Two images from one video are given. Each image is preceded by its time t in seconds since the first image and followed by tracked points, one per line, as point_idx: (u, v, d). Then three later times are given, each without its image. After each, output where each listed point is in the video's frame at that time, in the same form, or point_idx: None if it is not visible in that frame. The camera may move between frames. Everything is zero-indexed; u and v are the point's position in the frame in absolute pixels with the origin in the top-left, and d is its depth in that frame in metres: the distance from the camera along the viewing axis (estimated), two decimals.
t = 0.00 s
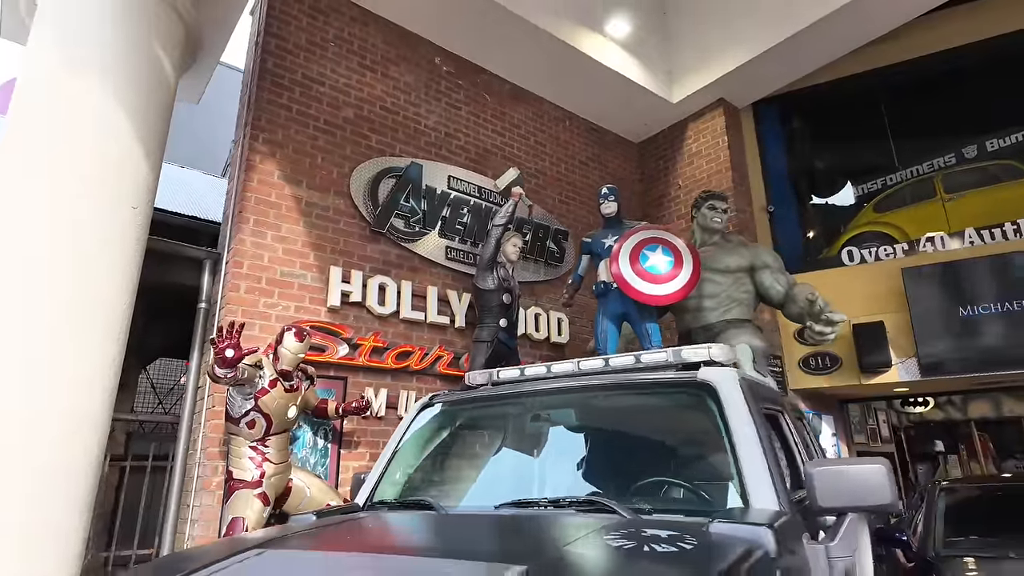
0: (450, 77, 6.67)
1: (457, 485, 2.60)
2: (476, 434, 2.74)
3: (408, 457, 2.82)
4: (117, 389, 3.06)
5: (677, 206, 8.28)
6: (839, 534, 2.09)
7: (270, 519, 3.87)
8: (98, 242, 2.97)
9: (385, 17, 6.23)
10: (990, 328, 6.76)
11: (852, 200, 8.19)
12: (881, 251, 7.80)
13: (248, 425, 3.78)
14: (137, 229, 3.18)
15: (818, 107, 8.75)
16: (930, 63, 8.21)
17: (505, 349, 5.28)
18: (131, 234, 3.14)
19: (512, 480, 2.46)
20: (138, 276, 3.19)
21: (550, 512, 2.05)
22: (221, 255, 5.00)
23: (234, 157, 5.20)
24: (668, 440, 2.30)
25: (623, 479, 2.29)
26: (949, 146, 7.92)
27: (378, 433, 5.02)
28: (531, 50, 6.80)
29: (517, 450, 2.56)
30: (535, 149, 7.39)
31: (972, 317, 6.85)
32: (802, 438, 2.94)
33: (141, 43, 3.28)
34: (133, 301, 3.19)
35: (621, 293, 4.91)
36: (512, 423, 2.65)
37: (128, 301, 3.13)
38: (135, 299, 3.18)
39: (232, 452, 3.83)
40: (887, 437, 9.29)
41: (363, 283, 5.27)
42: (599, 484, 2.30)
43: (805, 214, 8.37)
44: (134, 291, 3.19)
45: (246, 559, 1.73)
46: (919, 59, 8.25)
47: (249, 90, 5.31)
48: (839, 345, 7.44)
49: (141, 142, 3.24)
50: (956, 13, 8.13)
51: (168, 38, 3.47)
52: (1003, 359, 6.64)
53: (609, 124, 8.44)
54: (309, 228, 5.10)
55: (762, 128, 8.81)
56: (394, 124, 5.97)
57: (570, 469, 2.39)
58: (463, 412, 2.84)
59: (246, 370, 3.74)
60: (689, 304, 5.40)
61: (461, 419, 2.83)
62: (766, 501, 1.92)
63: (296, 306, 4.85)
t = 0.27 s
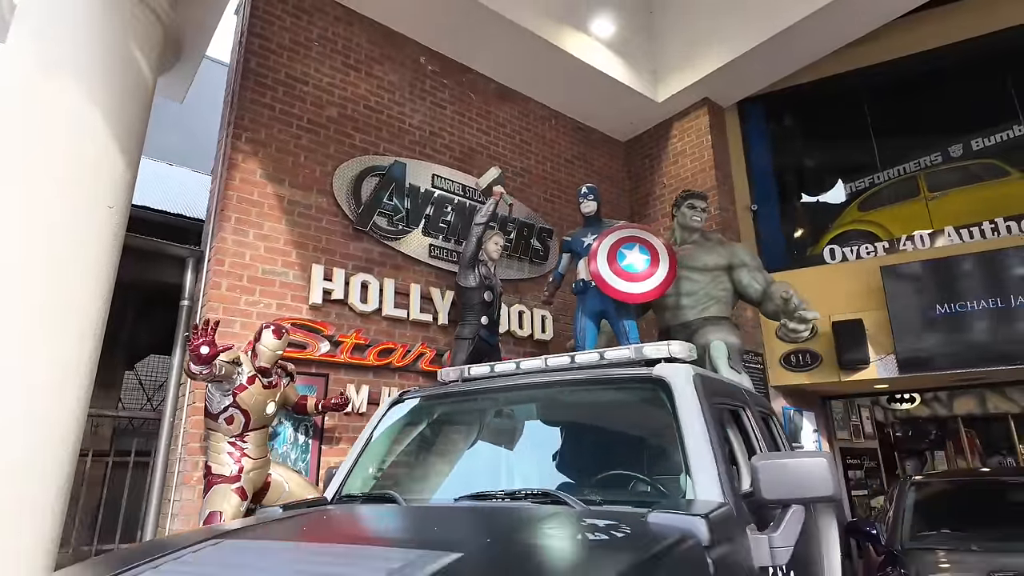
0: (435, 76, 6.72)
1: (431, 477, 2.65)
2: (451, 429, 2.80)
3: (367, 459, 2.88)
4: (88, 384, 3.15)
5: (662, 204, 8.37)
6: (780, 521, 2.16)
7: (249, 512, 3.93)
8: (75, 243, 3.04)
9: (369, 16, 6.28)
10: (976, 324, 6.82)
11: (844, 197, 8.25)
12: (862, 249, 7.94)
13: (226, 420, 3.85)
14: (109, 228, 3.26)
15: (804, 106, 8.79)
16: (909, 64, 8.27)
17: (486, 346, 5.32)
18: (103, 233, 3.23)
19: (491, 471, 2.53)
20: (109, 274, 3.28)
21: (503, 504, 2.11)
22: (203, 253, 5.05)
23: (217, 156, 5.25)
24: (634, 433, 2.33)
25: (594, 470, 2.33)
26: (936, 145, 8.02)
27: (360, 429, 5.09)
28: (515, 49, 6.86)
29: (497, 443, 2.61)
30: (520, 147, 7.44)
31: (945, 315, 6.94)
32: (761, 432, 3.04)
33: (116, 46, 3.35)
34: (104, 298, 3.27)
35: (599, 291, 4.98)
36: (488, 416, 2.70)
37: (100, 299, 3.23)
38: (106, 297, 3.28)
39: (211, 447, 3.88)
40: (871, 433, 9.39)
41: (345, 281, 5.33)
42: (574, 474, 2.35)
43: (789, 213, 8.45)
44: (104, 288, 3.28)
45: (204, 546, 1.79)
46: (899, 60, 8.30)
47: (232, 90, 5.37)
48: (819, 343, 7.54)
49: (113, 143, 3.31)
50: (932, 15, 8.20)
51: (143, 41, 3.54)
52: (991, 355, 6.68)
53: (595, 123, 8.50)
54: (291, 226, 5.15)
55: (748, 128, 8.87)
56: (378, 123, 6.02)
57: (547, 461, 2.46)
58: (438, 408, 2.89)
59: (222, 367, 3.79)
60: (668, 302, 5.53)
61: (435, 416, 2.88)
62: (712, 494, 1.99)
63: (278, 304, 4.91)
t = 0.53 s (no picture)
0: (419, 74, 6.73)
1: (402, 473, 2.58)
2: (423, 423, 2.75)
3: (336, 454, 2.86)
4: (61, 380, 3.20)
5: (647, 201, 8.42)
6: (729, 513, 2.21)
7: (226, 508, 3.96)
8: (48, 242, 3.07)
9: (352, 14, 6.29)
10: (965, 320, 6.87)
11: (836, 193, 8.25)
12: (845, 246, 7.97)
13: (203, 416, 3.87)
14: (81, 226, 3.30)
15: (789, 103, 8.84)
16: (885, 64, 8.40)
17: (467, 342, 5.34)
18: (76, 231, 3.27)
19: (463, 464, 2.46)
20: (81, 271, 3.33)
21: (456, 499, 2.12)
22: (184, 250, 5.07)
23: (198, 153, 5.26)
24: (601, 424, 2.32)
25: (563, 463, 2.30)
26: (924, 142, 8.05)
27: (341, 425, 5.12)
28: (499, 47, 6.88)
29: (471, 435, 2.55)
30: (505, 144, 7.46)
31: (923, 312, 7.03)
32: (725, 427, 3.07)
33: (90, 46, 3.38)
34: (77, 295, 3.32)
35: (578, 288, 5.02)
36: (461, 409, 2.66)
37: (74, 297, 3.28)
38: (79, 294, 3.33)
39: (188, 443, 3.89)
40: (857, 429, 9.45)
41: (326, 278, 5.35)
42: (548, 466, 2.31)
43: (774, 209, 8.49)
44: (77, 286, 3.32)
45: (157, 539, 1.82)
46: (876, 59, 8.43)
47: (213, 88, 5.38)
48: (801, 339, 7.62)
49: (86, 142, 3.34)
50: (912, 14, 8.32)
51: (116, 41, 3.57)
52: (982, 352, 6.72)
53: (581, 120, 8.52)
54: (272, 224, 5.18)
55: (733, 125, 8.96)
56: (360, 120, 6.04)
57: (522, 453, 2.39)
58: (412, 403, 2.87)
59: (198, 363, 3.78)
60: (648, 299, 5.58)
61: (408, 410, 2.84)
62: (659, 489, 2.03)
63: (257, 301, 4.94)
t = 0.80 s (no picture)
0: (410, 69, 6.76)
1: (387, 465, 2.57)
2: (408, 416, 2.75)
3: (321, 449, 2.88)
4: (51, 375, 3.27)
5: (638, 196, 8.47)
6: (694, 505, 2.29)
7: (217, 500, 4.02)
8: (36, 240, 3.12)
9: (342, 9, 6.32)
10: (956, 315, 6.92)
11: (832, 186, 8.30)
12: (834, 242, 8.01)
13: (192, 410, 3.89)
14: (70, 223, 3.36)
15: (781, 98, 8.87)
16: (875, 60, 8.45)
17: (456, 337, 5.38)
18: (65, 228, 3.32)
19: (444, 455, 2.46)
20: (70, 268, 3.39)
21: (429, 490, 2.16)
22: (175, 245, 5.11)
23: (188, 149, 5.31)
24: (579, 417, 2.36)
25: (545, 455, 2.32)
26: (917, 136, 8.07)
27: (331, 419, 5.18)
28: (490, 42, 6.91)
29: (456, 427, 2.55)
30: (496, 139, 7.50)
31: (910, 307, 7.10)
32: (702, 421, 3.11)
33: (75, 43, 3.40)
34: (67, 291, 3.38)
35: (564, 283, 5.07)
36: (446, 403, 2.68)
37: (63, 293, 3.34)
38: (69, 290, 3.39)
39: (177, 436, 3.92)
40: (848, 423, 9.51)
41: (316, 273, 5.40)
42: (530, 457, 2.33)
43: (764, 204, 8.55)
44: (66, 282, 3.38)
45: (137, 529, 1.88)
46: (866, 55, 8.48)
47: (203, 84, 5.42)
48: (789, 334, 7.70)
49: (74, 140, 3.39)
50: (902, 10, 8.35)
51: (102, 38, 3.60)
52: (971, 346, 6.79)
53: (573, 115, 8.56)
54: (262, 219, 5.22)
55: (725, 119, 9.00)
56: (351, 116, 6.07)
57: (507, 445, 2.39)
58: (397, 397, 2.87)
59: (186, 358, 3.84)
60: (635, 294, 5.64)
61: (393, 403, 2.85)
62: (625, 482, 2.10)
63: (248, 296, 5.00)
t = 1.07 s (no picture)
0: (407, 70, 6.86)
1: (383, 460, 2.68)
2: (405, 412, 2.86)
3: (320, 445, 2.99)
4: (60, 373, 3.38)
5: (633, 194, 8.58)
6: (673, 499, 2.41)
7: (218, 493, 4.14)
8: (39, 244, 3.23)
9: (340, 11, 6.41)
10: (952, 312, 7.00)
11: (829, 183, 8.41)
12: (824, 241, 8.15)
13: (195, 406, 4.01)
14: (77, 226, 3.45)
15: (776, 96, 8.98)
16: (874, 59, 8.50)
17: (452, 335, 5.49)
18: (72, 231, 3.41)
19: (439, 449, 2.57)
20: (77, 269, 3.48)
21: (420, 484, 2.27)
22: (177, 244, 5.22)
23: (189, 151, 5.41)
24: (564, 412, 2.47)
25: (536, 449, 2.43)
26: (910, 137, 8.21)
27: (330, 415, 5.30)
28: (486, 44, 7.01)
29: (450, 421, 2.67)
30: (493, 139, 7.61)
31: (901, 305, 7.20)
32: (685, 418, 3.19)
33: (77, 53, 3.49)
34: (74, 293, 3.48)
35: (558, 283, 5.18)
36: (440, 400, 2.78)
37: (70, 294, 3.44)
38: (76, 292, 3.48)
39: (181, 432, 4.04)
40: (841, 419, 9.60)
41: (315, 272, 5.51)
42: (522, 450, 2.44)
43: (758, 203, 8.68)
44: (74, 284, 3.47)
45: (141, 520, 1.99)
46: (864, 55, 8.51)
47: (203, 86, 5.52)
48: (780, 331, 7.82)
49: (80, 145, 3.48)
50: (896, 10, 8.38)
51: (107, 46, 3.68)
52: (965, 342, 6.87)
53: (569, 114, 8.66)
54: (262, 220, 5.34)
55: (720, 118, 9.07)
56: (348, 117, 6.18)
57: (500, 439, 2.50)
58: (393, 394, 2.99)
59: (188, 356, 3.95)
60: (627, 293, 5.77)
61: (390, 401, 2.97)
62: (605, 475, 2.24)
63: (248, 295, 5.11)
